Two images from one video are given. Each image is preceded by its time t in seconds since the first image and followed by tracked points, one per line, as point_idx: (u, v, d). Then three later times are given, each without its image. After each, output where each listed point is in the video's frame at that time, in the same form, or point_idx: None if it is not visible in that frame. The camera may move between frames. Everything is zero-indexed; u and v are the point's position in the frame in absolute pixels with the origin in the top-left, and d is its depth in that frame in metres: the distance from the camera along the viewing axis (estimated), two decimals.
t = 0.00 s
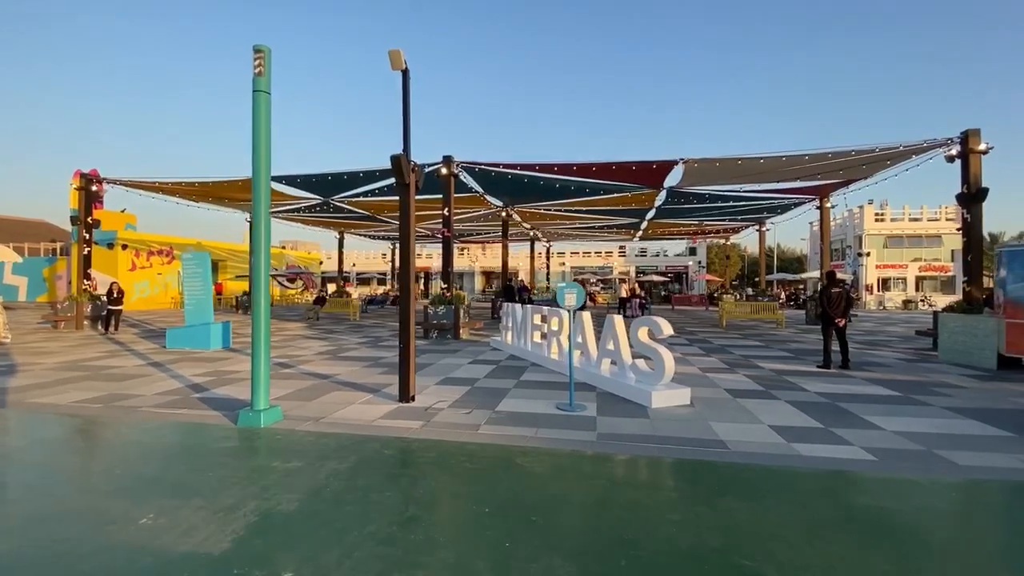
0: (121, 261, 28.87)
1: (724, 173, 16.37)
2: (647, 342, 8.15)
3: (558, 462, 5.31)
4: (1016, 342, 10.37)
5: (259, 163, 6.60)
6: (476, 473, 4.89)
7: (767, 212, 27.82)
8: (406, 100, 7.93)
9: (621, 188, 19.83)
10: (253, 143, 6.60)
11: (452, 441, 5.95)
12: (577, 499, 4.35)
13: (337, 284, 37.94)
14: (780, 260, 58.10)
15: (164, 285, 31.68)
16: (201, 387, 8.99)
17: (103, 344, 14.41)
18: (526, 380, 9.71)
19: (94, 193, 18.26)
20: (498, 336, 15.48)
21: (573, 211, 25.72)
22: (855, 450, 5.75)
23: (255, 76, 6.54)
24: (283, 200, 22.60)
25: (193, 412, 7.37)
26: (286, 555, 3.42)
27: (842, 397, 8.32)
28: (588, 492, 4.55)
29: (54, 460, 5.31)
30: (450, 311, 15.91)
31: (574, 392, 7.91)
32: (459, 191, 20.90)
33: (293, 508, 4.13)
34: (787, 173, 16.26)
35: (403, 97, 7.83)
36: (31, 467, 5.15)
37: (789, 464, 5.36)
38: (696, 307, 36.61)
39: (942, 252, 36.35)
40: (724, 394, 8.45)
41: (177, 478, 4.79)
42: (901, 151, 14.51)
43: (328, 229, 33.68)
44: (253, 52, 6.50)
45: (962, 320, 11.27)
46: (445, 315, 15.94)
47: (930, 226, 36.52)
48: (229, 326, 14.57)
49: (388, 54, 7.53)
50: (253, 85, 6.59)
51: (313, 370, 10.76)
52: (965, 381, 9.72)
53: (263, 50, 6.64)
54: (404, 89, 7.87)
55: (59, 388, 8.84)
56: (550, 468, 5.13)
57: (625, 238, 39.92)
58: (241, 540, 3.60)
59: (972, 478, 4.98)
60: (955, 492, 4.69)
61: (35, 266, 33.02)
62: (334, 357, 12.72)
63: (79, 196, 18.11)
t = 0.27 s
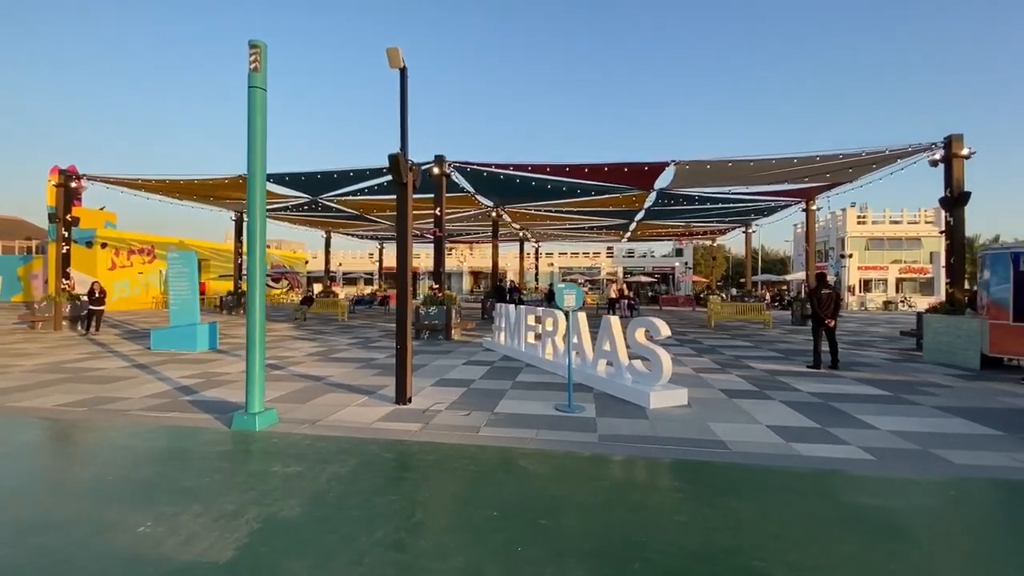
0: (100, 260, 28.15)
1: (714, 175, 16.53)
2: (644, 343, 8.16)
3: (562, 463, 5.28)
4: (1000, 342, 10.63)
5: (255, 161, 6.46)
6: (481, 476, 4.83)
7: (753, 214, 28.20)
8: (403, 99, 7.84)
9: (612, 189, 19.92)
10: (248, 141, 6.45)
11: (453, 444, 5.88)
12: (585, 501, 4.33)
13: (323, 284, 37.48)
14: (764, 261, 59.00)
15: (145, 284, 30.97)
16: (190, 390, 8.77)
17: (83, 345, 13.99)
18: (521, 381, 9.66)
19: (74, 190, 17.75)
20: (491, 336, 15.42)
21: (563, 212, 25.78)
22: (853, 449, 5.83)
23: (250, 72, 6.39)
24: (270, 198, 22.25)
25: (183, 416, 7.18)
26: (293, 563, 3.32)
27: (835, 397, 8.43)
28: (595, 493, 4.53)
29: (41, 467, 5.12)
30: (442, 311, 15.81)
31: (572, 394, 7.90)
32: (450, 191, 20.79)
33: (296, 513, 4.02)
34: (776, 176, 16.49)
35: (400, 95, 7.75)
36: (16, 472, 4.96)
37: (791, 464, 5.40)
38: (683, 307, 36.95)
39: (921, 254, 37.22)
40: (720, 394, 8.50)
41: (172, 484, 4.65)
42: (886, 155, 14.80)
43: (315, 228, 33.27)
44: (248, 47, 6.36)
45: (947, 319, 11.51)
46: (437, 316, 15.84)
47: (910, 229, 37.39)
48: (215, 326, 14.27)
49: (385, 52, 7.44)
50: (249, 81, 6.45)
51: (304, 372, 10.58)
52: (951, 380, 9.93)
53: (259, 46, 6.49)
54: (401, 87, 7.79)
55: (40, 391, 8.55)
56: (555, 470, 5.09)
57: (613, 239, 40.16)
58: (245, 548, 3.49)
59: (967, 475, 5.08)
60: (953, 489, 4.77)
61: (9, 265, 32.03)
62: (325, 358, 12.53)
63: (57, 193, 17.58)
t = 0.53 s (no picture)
0: (80, 258, 27.45)
1: (705, 177, 16.70)
2: (641, 343, 8.21)
3: (567, 463, 5.28)
4: (984, 342, 10.91)
5: (253, 158, 6.36)
6: (488, 477, 4.81)
7: (740, 215, 28.59)
8: (402, 97, 7.78)
9: (603, 190, 20.01)
10: (247, 137, 6.35)
11: (456, 444, 5.84)
12: (595, 501, 4.34)
13: (311, 284, 37.06)
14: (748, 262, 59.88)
15: (126, 283, 30.29)
16: (181, 391, 8.59)
17: (66, 346, 13.63)
18: (518, 381, 9.66)
19: (54, 186, 17.28)
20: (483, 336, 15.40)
21: (553, 212, 25.85)
22: (850, 447, 5.93)
23: (249, 68, 6.29)
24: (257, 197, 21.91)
25: (176, 417, 7.03)
26: (305, 565, 3.27)
27: (827, 395, 8.58)
28: (605, 493, 4.53)
29: (32, 470, 4.97)
30: (434, 311, 15.74)
31: (571, 393, 7.91)
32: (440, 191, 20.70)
33: (304, 516, 3.96)
34: (764, 178, 16.74)
35: (399, 94, 7.69)
36: (7, 476, 4.80)
37: (791, 461, 5.48)
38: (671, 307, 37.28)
39: (901, 256, 38.09)
40: (715, 394, 8.60)
41: (172, 488, 4.55)
42: (872, 158, 15.12)
43: (302, 227, 32.85)
44: (247, 43, 6.27)
45: (932, 319, 11.79)
46: (429, 316, 15.76)
47: (890, 231, 38.28)
48: (203, 326, 14.02)
49: (385, 49, 7.37)
50: (246, 78, 6.34)
51: (297, 373, 10.43)
52: (937, 379, 10.17)
53: (258, 41, 6.40)
54: (400, 86, 7.72)
55: (24, 393, 8.30)
56: (561, 470, 5.09)
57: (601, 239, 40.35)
58: (254, 551, 3.43)
59: (961, 470, 5.21)
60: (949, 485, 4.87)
61: None
62: (317, 359, 12.38)
63: (37, 189, 17.09)
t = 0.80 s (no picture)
0: (57, 257, 26.72)
1: (694, 179, 16.91)
2: (637, 343, 8.28)
3: (571, 463, 5.32)
4: (964, 341, 11.27)
5: (251, 157, 6.28)
6: (493, 477, 4.82)
7: (726, 216, 29.00)
8: (400, 97, 7.73)
9: (593, 191, 20.13)
10: (244, 135, 6.27)
11: (459, 445, 5.84)
12: (602, 501, 4.38)
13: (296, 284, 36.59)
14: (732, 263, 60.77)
15: (105, 283, 29.56)
16: (172, 393, 8.43)
17: (46, 347, 13.25)
18: (513, 381, 9.68)
19: (32, 183, 16.78)
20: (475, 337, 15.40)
21: (542, 212, 25.91)
22: (844, 445, 6.08)
23: (246, 66, 6.22)
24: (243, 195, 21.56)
25: (170, 420, 6.90)
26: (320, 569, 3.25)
27: (818, 394, 8.77)
28: (612, 492, 4.58)
29: (24, 476, 4.85)
30: (425, 311, 15.69)
31: (569, 393, 7.96)
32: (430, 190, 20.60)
33: (313, 520, 3.93)
34: (752, 180, 17.01)
35: (397, 94, 7.65)
36: None
37: (788, 459, 5.60)
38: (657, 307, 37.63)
39: (881, 257, 39.00)
40: (709, 393, 8.72)
41: (173, 493, 4.47)
42: (856, 162, 15.47)
43: (288, 226, 32.40)
44: (244, 41, 6.20)
45: (915, 319, 12.08)
46: (420, 316, 15.70)
47: (870, 232, 39.18)
48: (190, 327, 13.76)
49: (383, 49, 7.32)
50: (244, 76, 6.26)
51: (290, 374, 10.31)
52: (920, 378, 10.46)
53: (255, 39, 6.33)
54: (398, 86, 7.68)
55: (7, 396, 8.06)
56: (565, 470, 5.13)
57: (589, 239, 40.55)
58: (266, 557, 3.40)
59: (951, 467, 5.37)
60: (941, 481, 5.02)
61: None
62: (309, 360, 12.24)
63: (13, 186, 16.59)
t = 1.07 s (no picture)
0: (30, 256, 25.89)
1: (682, 179, 17.07)
2: (631, 342, 8.33)
3: (572, 462, 5.32)
4: (944, 338, 11.57)
5: (243, 153, 6.15)
6: (496, 478, 4.80)
7: (711, 217, 29.38)
8: (394, 94, 7.65)
9: (582, 191, 20.20)
10: (236, 131, 6.14)
11: (458, 445, 5.81)
12: (607, 499, 4.41)
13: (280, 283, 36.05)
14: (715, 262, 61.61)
15: (81, 282, 28.74)
16: (158, 395, 8.23)
17: (22, 349, 12.82)
18: (507, 381, 9.67)
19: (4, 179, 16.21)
20: (465, 336, 15.35)
21: (530, 212, 25.93)
22: (836, 441, 6.21)
23: (239, 60, 6.09)
24: (226, 193, 21.13)
25: (158, 423, 6.73)
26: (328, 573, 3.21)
27: (806, 391, 8.94)
28: (615, 491, 4.61)
29: (9, 481, 4.67)
30: (415, 311, 15.59)
31: (565, 393, 7.97)
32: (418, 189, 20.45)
33: (317, 523, 3.88)
34: (738, 181, 17.25)
35: (391, 91, 7.57)
36: None
37: (784, 456, 5.70)
38: (643, 306, 37.94)
39: (859, 257, 39.95)
40: (701, 391, 8.83)
41: (170, 497, 4.36)
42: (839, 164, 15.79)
43: (271, 224, 31.85)
44: (237, 35, 6.07)
45: (897, 318, 12.38)
46: (410, 316, 15.60)
47: (849, 233, 40.09)
48: (173, 327, 13.45)
49: (378, 46, 7.23)
50: (236, 70, 6.13)
51: (279, 375, 10.15)
52: (903, 374, 10.74)
53: (248, 33, 6.20)
54: (392, 83, 7.60)
55: None
56: (568, 468, 5.13)
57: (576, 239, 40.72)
58: (273, 561, 3.34)
59: (939, 462, 5.52)
60: (931, 475, 5.16)
61: None
62: (298, 360, 12.06)
63: None
